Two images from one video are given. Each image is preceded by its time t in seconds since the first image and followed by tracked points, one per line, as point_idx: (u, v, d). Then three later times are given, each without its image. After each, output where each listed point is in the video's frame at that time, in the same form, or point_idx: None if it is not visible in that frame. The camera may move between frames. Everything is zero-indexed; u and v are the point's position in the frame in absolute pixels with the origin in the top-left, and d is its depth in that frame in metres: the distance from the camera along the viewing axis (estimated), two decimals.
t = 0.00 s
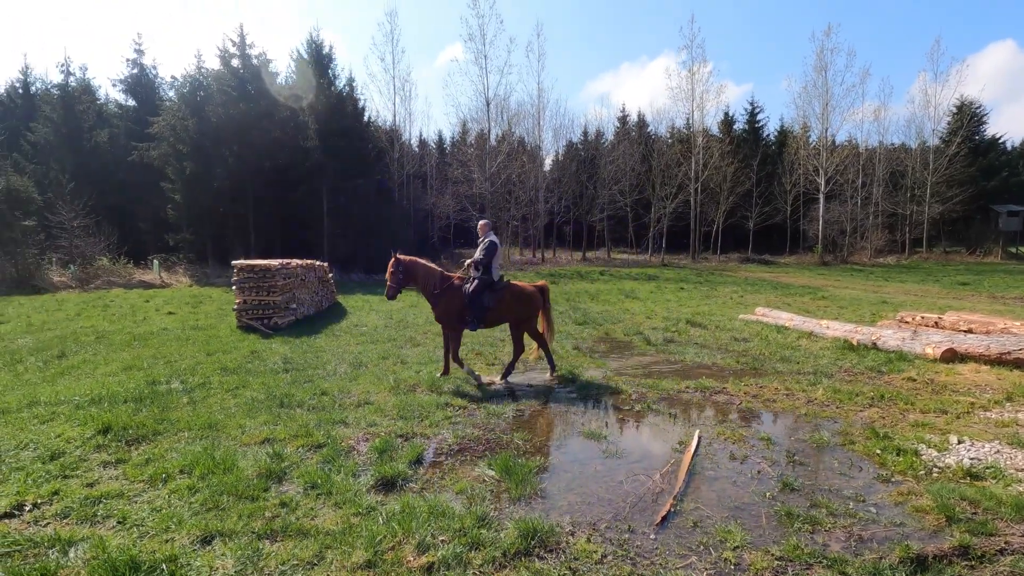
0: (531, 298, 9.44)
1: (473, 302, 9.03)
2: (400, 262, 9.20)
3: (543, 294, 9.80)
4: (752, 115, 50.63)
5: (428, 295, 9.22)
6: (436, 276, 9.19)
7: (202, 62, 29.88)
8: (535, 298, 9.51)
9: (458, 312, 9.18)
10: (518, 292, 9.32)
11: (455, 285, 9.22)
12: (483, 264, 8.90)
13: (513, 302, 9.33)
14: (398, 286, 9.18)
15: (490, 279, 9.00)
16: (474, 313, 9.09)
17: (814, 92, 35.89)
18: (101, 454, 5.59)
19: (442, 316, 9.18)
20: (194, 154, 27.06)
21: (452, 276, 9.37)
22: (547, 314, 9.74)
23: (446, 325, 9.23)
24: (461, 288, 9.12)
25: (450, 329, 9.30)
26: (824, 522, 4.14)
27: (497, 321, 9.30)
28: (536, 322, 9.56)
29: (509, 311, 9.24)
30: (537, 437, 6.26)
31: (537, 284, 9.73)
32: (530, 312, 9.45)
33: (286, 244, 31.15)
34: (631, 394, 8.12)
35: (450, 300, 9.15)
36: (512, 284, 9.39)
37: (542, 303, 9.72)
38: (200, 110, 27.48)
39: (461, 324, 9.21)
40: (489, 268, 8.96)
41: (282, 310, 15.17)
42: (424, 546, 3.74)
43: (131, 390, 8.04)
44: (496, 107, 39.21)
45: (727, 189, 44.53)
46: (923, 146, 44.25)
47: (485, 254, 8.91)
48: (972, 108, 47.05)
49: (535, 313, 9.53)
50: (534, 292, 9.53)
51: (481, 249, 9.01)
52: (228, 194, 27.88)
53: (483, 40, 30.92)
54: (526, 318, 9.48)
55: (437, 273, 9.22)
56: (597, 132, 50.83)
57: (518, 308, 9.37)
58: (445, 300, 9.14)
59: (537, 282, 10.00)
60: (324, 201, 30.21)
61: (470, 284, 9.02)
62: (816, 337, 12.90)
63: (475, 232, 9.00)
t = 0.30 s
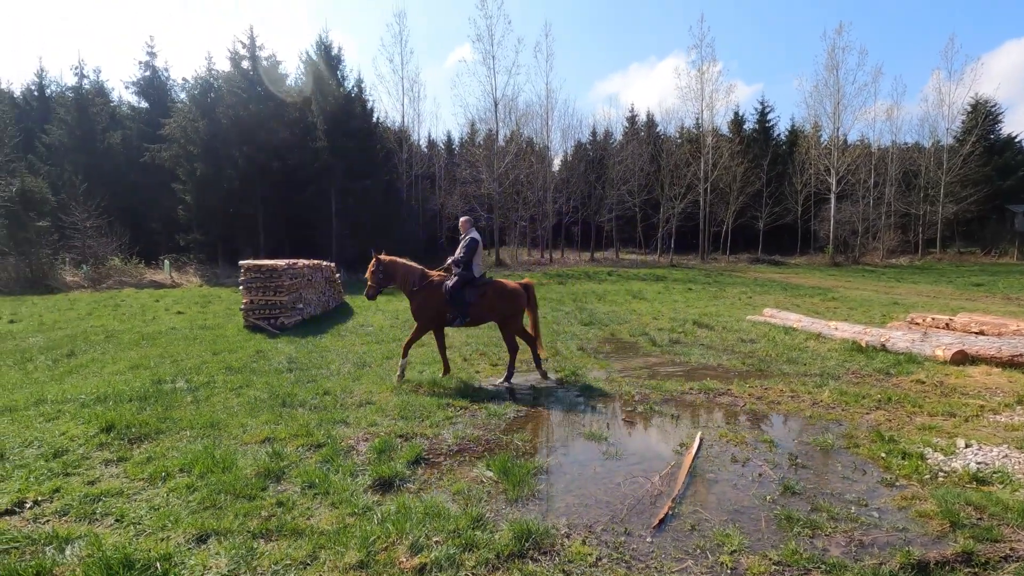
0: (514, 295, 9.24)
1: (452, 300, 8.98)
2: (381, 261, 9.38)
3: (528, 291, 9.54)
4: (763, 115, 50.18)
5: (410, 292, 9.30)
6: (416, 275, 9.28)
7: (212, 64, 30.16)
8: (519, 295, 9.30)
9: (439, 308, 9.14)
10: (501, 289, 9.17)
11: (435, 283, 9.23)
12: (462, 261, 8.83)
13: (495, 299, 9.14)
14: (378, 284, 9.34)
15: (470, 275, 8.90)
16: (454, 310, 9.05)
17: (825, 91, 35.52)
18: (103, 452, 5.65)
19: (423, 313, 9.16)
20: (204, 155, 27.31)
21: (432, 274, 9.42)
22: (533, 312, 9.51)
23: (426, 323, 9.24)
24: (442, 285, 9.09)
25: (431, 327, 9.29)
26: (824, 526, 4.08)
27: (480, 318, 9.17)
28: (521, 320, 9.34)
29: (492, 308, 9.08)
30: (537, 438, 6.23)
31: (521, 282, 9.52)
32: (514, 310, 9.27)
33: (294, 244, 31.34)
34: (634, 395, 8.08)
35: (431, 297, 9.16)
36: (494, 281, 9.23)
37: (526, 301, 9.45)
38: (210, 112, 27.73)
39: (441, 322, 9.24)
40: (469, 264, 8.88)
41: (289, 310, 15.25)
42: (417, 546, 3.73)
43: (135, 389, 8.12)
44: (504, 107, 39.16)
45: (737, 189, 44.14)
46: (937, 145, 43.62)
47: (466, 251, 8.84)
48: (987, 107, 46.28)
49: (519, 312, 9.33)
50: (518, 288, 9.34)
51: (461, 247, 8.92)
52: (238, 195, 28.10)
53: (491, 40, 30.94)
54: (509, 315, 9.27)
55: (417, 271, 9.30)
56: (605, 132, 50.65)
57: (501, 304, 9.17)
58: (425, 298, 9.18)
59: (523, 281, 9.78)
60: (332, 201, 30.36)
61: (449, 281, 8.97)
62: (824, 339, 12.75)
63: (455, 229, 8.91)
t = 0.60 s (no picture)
0: (498, 296, 9.20)
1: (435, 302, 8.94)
2: (367, 259, 9.39)
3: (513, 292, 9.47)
4: (775, 115, 49.75)
5: (394, 292, 9.30)
6: (401, 274, 9.28)
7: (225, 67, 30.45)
8: (504, 297, 9.25)
9: (421, 308, 9.11)
10: (485, 290, 9.15)
11: (419, 283, 9.21)
12: (446, 262, 8.77)
13: (478, 301, 9.10)
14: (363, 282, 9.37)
15: (453, 278, 8.87)
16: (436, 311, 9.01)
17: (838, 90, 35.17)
18: (111, 450, 5.69)
19: (406, 314, 9.18)
20: (216, 157, 27.60)
21: (417, 274, 9.42)
22: (518, 312, 9.46)
23: (409, 323, 9.26)
24: (426, 286, 9.07)
25: (414, 327, 9.30)
26: (834, 532, 4.00)
27: (463, 321, 9.14)
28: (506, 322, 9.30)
29: (475, 310, 9.04)
30: (543, 440, 6.20)
31: (506, 281, 9.45)
32: (499, 311, 9.20)
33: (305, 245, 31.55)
34: (642, 396, 8.02)
35: (415, 298, 9.15)
36: (479, 283, 9.17)
37: (511, 303, 9.39)
38: (222, 114, 28.04)
39: (424, 323, 9.24)
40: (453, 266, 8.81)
41: (298, 310, 15.33)
42: (419, 548, 3.72)
43: (145, 388, 8.20)
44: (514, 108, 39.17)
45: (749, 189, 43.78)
46: (953, 145, 42.96)
47: (450, 253, 8.81)
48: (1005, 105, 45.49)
49: (504, 313, 9.26)
50: (502, 289, 9.29)
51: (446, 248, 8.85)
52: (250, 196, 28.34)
53: (501, 41, 30.99)
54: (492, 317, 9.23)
55: (403, 272, 9.32)
56: (615, 132, 50.49)
57: (484, 307, 9.13)
58: (407, 299, 9.18)
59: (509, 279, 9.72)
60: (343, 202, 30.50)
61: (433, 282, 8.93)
62: (836, 341, 12.58)
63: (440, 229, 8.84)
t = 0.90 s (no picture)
0: (485, 297, 9.14)
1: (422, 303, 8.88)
2: (353, 262, 9.64)
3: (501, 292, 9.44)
4: (786, 113, 49.31)
5: (381, 292, 9.26)
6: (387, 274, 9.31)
7: (237, 67, 30.69)
8: (490, 298, 9.19)
9: (409, 309, 9.12)
10: (471, 292, 9.07)
11: (406, 283, 9.17)
12: (433, 263, 8.69)
13: (465, 302, 9.08)
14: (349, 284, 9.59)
15: (440, 279, 8.75)
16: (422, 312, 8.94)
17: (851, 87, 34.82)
18: (127, 447, 5.78)
19: (394, 314, 9.19)
20: (228, 157, 27.85)
21: (404, 275, 9.39)
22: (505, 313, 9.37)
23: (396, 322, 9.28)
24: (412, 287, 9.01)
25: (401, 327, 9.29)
26: (845, 534, 3.98)
27: (449, 322, 9.11)
28: (493, 323, 9.23)
29: (462, 311, 9.05)
30: (553, 440, 6.22)
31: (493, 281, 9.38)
32: (485, 313, 9.16)
33: (315, 244, 31.76)
34: (651, 396, 8.01)
35: (402, 298, 9.13)
36: (467, 284, 9.10)
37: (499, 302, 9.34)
38: (234, 114, 28.31)
39: (410, 323, 9.24)
40: (440, 267, 8.72)
41: (308, 309, 15.45)
42: (428, 546, 3.75)
43: (159, 386, 8.31)
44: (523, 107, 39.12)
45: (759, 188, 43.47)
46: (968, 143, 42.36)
47: (437, 254, 8.70)
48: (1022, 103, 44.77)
49: (491, 314, 9.21)
50: (489, 290, 9.23)
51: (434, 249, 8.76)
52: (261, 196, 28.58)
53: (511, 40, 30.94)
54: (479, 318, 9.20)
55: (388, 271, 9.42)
56: (625, 131, 50.31)
57: (472, 308, 9.11)
58: (394, 299, 9.19)
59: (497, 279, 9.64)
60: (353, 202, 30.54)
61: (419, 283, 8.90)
62: (848, 341, 12.46)
63: (428, 230, 8.74)
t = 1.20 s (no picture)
0: (471, 293, 9.26)
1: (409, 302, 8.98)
2: (339, 262, 9.37)
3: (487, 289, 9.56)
4: (798, 110, 48.88)
5: (369, 293, 9.34)
6: (373, 275, 9.37)
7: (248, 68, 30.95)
8: (476, 293, 9.30)
9: (396, 308, 9.20)
10: (457, 288, 9.20)
11: (393, 282, 9.27)
12: (418, 261, 8.82)
13: (451, 300, 9.20)
14: (336, 286, 9.37)
15: (426, 277, 8.89)
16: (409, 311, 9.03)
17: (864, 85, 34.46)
18: (143, 443, 5.87)
19: (382, 313, 9.26)
20: (240, 157, 28.10)
21: (392, 274, 9.43)
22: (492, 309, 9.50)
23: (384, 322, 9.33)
24: (399, 286, 9.11)
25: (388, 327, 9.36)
26: (857, 534, 3.96)
27: (437, 319, 9.23)
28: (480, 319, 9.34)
29: (448, 308, 9.16)
30: (563, 438, 6.23)
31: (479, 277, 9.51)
32: (472, 308, 9.27)
33: (326, 243, 31.98)
34: (660, 395, 8.01)
35: (389, 297, 9.21)
36: (453, 281, 9.23)
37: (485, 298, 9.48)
38: (246, 115, 28.56)
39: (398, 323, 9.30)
40: (425, 265, 8.86)
41: (319, 308, 15.58)
42: (440, 542, 3.80)
43: (174, 383, 8.43)
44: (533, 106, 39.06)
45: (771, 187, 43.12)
46: (984, 141, 41.76)
47: (422, 252, 8.78)
48: None
49: (478, 309, 9.33)
50: (474, 285, 9.33)
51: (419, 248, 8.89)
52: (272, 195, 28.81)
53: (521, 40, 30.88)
54: (466, 315, 9.30)
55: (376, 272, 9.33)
56: (635, 130, 50.12)
57: (458, 305, 9.22)
58: (382, 299, 9.26)
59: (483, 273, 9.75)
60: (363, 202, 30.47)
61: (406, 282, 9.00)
62: (860, 341, 12.34)
63: (413, 229, 8.88)
